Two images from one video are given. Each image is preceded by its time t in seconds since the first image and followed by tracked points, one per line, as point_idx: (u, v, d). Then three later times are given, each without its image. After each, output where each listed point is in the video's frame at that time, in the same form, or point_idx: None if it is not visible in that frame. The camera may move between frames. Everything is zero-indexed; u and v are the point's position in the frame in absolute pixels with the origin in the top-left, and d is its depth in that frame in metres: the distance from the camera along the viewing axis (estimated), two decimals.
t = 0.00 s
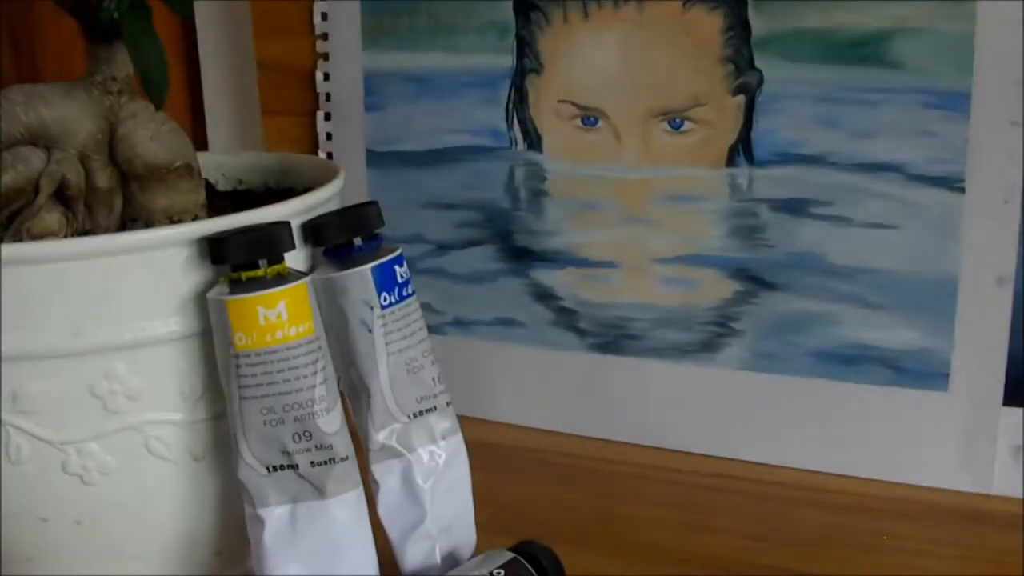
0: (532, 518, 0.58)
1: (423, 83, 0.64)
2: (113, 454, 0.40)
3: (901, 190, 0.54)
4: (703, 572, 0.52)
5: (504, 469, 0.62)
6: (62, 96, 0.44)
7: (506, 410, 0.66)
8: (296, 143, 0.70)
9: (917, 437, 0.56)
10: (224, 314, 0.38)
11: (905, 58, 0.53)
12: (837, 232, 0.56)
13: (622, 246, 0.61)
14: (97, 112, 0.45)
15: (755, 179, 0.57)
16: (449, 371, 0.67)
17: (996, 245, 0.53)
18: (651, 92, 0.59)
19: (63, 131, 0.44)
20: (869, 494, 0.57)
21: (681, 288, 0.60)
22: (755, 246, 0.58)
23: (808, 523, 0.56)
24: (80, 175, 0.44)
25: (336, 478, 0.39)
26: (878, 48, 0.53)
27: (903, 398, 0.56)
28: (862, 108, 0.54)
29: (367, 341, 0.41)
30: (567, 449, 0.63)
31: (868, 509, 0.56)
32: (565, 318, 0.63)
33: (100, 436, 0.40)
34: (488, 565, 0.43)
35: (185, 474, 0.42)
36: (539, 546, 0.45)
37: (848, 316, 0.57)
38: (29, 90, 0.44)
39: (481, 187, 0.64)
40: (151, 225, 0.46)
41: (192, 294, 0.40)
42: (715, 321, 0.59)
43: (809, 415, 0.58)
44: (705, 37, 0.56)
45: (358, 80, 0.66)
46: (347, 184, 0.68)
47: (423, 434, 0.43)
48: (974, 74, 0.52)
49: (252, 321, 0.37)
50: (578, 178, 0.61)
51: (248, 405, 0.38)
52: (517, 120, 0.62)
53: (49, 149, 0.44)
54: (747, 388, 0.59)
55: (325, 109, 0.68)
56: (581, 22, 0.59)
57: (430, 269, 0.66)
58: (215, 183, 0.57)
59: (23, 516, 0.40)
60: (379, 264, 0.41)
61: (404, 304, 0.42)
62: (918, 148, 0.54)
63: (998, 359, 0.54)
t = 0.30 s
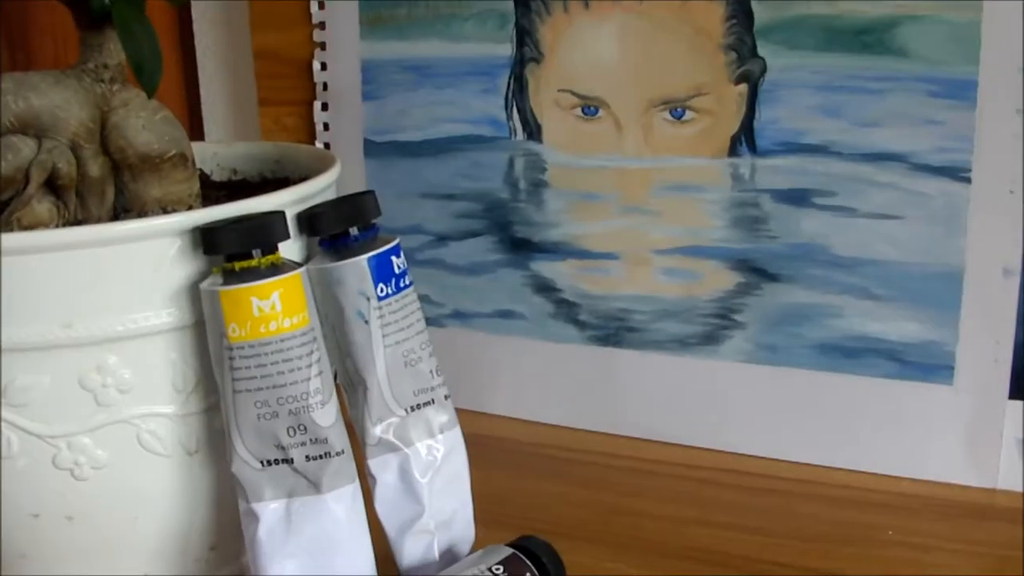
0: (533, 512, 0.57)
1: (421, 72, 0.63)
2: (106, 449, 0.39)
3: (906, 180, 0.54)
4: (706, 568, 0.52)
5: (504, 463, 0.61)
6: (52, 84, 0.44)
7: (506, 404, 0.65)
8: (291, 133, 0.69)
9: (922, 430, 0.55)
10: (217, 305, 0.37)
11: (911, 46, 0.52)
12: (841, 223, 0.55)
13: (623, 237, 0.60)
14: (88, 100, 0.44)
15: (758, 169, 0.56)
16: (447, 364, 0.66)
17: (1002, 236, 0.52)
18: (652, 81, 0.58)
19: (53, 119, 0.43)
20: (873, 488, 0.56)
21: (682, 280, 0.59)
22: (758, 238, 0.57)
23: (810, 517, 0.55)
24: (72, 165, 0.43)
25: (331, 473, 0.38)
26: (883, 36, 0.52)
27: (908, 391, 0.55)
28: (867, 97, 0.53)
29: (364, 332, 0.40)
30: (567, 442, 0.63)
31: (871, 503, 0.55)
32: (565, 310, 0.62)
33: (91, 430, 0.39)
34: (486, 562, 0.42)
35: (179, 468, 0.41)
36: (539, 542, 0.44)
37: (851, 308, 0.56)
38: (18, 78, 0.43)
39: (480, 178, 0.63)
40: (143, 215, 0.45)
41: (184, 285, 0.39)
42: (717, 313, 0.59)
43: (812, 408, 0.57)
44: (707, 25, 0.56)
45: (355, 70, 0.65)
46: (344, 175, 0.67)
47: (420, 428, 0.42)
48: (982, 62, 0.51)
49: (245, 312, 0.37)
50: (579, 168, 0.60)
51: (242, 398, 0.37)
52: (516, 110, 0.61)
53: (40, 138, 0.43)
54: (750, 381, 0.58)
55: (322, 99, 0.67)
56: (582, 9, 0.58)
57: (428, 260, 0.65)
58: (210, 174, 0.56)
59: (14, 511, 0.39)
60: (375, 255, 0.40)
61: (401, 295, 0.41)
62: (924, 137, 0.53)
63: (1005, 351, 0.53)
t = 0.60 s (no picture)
0: (532, 506, 0.56)
1: (419, 62, 0.62)
2: (97, 443, 0.39)
3: (910, 171, 0.53)
4: (708, 564, 0.51)
5: (504, 457, 0.61)
6: (44, 72, 0.43)
7: (505, 397, 0.64)
8: (288, 124, 0.68)
9: (927, 424, 0.55)
10: (210, 297, 0.36)
11: (916, 34, 0.51)
12: (845, 214, 0.54)
13: (624, 229, 0.59)
14: (79, 89, 0.43)
15: (760, 160, 0.56)
16: (446, 357, 0.66)
17: (1008, 227, 0.52)
18: (653, 70, 0.57)
19: (44, 108, 0.42)
20: (876, 483, 0.56)
21: (684, 272, 0.58)
22: (760, 229, 0.56)
23: (813, 513, 0.54)
24: (64, 154, 0.42)
25: (327, 468, 0.37)
26: (888, 25, 0.51)
27: (912, 385, 0.55)
28: (871, 87, 0.53)
29: (360, 324, 0.40)
30: (567, 436, 0.62)
31: (875, 498, 0.55)
32: (565, 303, 0.62)
33: (83, 424, 0.38)
34: (485, 558, 0.42)
35: (172, 463, 0.40)
36: (537, 538, 0.44)
37: (855, 300, 0.55)
38: (9, 66, 0.42)
39: (479, 169, 0.62)
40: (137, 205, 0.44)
41: (177, 276, 0.38)
42: (718, 306, 0.58)
43: (815, 402, 0.57)
44: (709, 13, 0.55)
45: (353, 59, 0.64)
46: (342, 166, 0.66)
47: (418, 422, 0.41)
48: (988, 51, 0.50)
49: (239, 304, 0.36)
50: (579, 159, 0.60)
51: (236, 391, 0.37)
52: (516, 99, 0.60)
53: (31, 127, 0.42)
54: (752, 375, 0.58)
55: (319, 89, 0.66)
56: None
57: (426, 252, 0.65)
58: (206, 165, 0.56)
59: (4, 506, 0.39)
60: (372, 245, 0.40)
61: (398, 286, 0.41)
62: (929, 128, 0.52)
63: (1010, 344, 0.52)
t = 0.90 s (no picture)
0: (531, 501, 0.56)
1: (417, 52, 0.62)
2: (90, 438, 0.38)
3: (915, 162, 0.52)
4: (709, 561, 0.50)
5: (503, 451, 0.60)
6: (35, 61, 0.42)
7: (505, 391, 0.64)
8: (285, 116, 0.67)
9: (931, 419, 0.54)
10: (204, 289, 0.36)
11: (921, 24, 0.50)
12: (848, 206, 0.54)
13: (624, 221, 0.59)
14: (71, 78, 0.42)
15: (762, 151, 0.55)
16: (444, 350, 0.65)
17: (1014, 219, 0.51)
18: (654, 60, 0.56)
19: (35, 97, 0.41)
20: (880, 478, 0.55)
21: (685, 265, 0.58)
22: (763, 221, 0.56)
23: (816, 508, 0.54)
24: (55, 145, 0.42)
25: (323, 463, 0.37)
26: (892, 14, 0.51)
27: (915, 378, 0.54)
28: (875, 77, 0.52)
29: (357, 317, 0.39)
30: (567, 430, 0.61)
31: (879, 493, 0.54)
32: (565, 295, 0.61)
33: (75, 419, 0.37)
34: (484, 553, 0.41)
35: (166, 458, 0.40)
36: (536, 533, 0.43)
37: (858, 293, 0.54)
38: None
39: (478, 160, 0.61)
40: (132, 196, 0.43)
41: (170, 268, 0.38)
42: (720, 299, 0.57)
43: (818, 396, 0.56)
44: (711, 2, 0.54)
45: (350, 50, 0.64)
46: (339, 158, 0.66)
47: (415, 416, 0.41)
48: (994, 41, 0.49)
49: (233, 296, 0.35)
50: (579, 150, 0.59)
51: (230, 385, 0.36)
52: (515, 90, 0.60)
53: (22, 117, 0.42)
54: (754, 368, 0.57)
55: (316, 80, 0.65)
56: None
57: (424, 245, 0.64)
58: (201, 156, 0.55)
59: None
60: (369, 236, 0.39)
61: (395, 278, 0.40)
62: (933, 118, 0.51)
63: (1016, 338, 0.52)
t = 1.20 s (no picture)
0: (530, 495, 0.55)
1: (415, 40, 0.61)
2: (80, 432, 0.37)
3: (921, 151, 0.51)
4: (711, 555, 0.50)
5: (502, 445, 0.59)
6: (24, 47, 0.41)
7: (504, 384, 0.63)
8: (282, 105, 0.66)
9: (938, 413, 0.53)
10: (195, 279, 0.35)
11: (928, 10, 0.49)
12: (853, 195, 0.53)
13: (625, 211, 0.58)
14: (61, 64, 0.41)
15: (766, 140, 0.54)
16: (442, 342, 0.64)
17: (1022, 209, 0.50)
18: (656, 48, 0.55)
19: (24, 84, 0.40)
20: (885, 472, 0.54)
21: (686, 255, 0.57)
22: (766, 211, 0.55)
23: (820, 502, 0.53)
24: (45, 132, 0.40)
25: (318, 457, 0.36)
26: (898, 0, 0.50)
27: (921, 371, 0.53)
28: (880, 64, 0.51)
29: (352, 308, 0.38)
30: (567, 423, 0.61)
31: (883, 488, 0.53)
32: (565, 286, 0.60)
33: (64, 411, 0.37)
34: (483, 549, 0.40)
35: (157, 452, 0.39)
36: (535, 528, 0.42)
37: (863, 284, 0.54)
38: None
39: (476, 149, 0.61)
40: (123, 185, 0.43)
41: (161, 257, 0.37)
42: (723, 290, 0.56)
43: (822, 389, 0.55)
44: None
45: (347, 38, 0.63)
46: (337, 147, 0.65)
47: (413, 409, 0.40)
48: (1001, 27, 0.48)
49: (225, 286, 0.34)
50: (579, 139, 0.58)
51: (222, 377, 0.35)
52: (514, 79, 0.59)
53: (10, 104, 0.40)
54: (757, 360, 0.56)
55: (312, 68, 0.64)
56: None
57: (423, 235, 0.63)
58: (195, 145, 0.54)
59: None
60: (364, 225, 0.38)
61: (392, 268, 0.39)
62: (940, 106, 0.50)
63: None
